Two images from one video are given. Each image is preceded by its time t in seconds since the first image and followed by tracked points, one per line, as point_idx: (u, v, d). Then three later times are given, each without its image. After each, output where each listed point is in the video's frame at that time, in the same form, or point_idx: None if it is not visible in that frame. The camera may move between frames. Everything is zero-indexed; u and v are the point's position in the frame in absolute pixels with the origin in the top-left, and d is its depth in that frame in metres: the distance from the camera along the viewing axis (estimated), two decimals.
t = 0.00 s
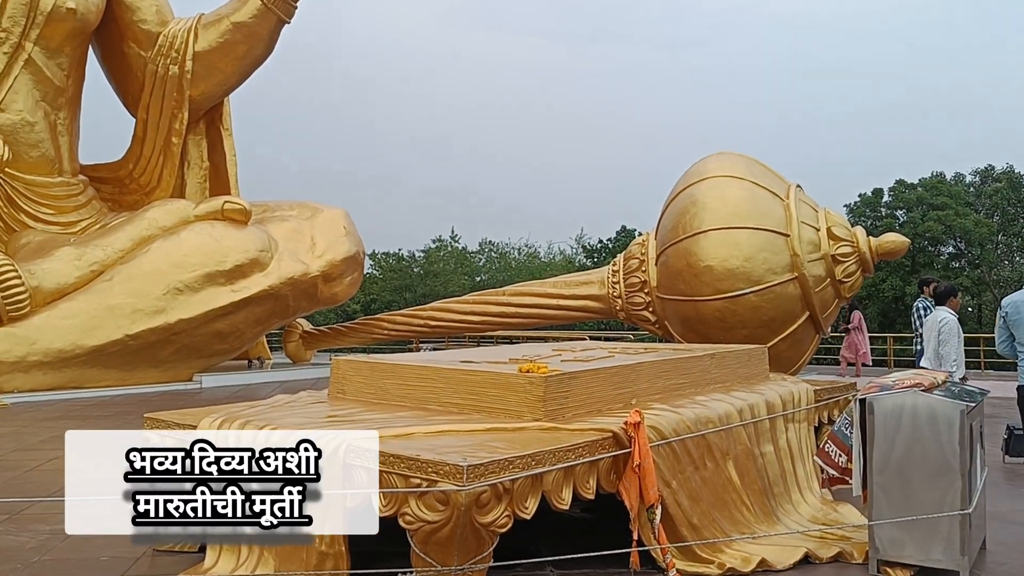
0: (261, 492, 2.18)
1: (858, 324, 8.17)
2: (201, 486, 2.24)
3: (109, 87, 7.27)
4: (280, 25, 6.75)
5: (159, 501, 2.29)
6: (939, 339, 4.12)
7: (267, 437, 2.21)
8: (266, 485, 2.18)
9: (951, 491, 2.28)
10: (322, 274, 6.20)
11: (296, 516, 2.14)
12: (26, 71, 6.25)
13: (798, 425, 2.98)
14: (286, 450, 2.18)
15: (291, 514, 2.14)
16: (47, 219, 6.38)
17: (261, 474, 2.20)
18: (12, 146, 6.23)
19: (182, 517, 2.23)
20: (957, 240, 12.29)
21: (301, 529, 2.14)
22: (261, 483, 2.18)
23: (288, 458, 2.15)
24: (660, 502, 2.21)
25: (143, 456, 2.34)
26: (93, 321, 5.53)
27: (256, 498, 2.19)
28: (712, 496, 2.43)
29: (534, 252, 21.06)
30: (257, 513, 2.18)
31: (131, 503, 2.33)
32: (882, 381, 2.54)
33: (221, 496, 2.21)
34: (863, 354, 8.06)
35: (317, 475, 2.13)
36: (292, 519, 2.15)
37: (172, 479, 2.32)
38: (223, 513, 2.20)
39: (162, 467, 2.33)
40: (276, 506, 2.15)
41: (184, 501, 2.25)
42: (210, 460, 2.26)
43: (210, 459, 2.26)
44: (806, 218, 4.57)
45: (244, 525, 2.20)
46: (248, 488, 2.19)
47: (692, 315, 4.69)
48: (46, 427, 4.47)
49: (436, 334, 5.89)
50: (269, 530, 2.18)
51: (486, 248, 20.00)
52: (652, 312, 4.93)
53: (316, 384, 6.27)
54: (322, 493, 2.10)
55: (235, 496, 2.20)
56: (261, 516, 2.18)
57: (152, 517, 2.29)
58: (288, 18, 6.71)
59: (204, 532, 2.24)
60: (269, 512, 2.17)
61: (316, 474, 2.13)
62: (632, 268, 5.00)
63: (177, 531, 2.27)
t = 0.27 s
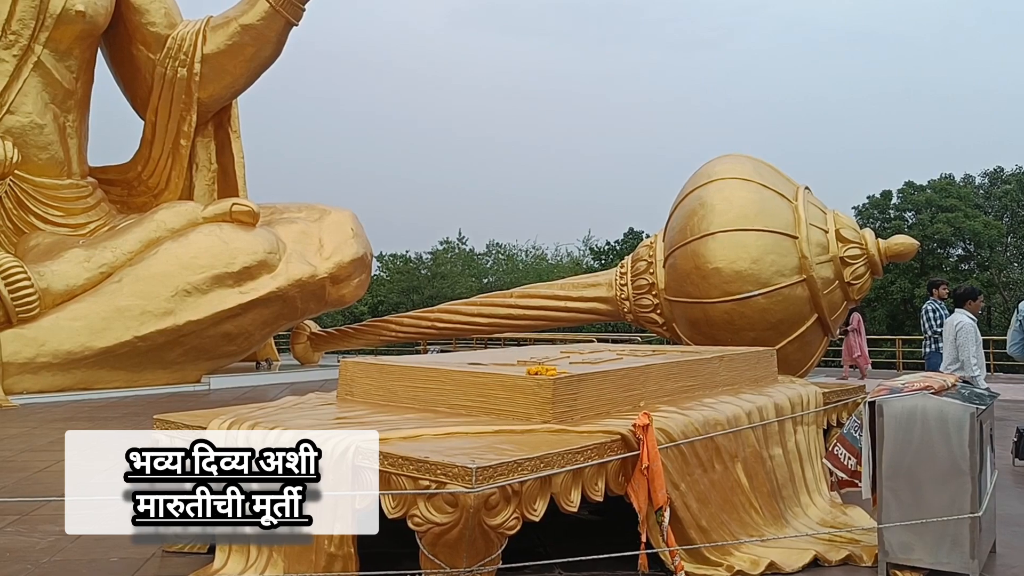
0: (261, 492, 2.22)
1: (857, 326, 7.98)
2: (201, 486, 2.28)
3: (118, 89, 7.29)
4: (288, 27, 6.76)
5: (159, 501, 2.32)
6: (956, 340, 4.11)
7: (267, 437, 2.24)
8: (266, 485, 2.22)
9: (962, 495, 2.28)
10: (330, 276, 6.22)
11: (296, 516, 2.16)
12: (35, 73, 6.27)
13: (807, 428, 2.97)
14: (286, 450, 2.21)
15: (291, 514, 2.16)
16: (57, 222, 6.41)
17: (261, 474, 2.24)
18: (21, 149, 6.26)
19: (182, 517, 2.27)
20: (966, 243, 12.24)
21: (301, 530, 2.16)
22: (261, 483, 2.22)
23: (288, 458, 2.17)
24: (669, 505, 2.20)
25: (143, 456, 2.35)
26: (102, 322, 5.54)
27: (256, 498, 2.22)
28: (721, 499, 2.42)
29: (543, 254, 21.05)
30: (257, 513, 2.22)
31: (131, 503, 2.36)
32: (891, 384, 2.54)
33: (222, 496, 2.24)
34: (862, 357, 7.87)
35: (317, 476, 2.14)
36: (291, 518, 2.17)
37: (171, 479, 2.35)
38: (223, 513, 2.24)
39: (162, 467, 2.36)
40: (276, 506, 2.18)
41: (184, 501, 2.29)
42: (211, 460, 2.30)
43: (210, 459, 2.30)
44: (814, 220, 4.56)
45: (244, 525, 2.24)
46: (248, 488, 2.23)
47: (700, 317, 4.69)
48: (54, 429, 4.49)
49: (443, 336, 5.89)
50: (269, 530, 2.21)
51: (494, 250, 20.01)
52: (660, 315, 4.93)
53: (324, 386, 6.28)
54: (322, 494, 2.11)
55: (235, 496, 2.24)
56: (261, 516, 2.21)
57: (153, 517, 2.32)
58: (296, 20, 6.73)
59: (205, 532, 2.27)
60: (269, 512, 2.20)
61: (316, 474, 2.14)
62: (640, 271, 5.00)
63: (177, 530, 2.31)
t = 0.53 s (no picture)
0: (261, 492, 2.24)
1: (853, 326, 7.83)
2: (201, 486, 2.29)
3: (131, 91, 7.34)
4: (299, 29, 6.79)
5: (159, 501, 2.33)
6: (979, 342, 4.08)
7: (266, 438, 2.29)
8: (266, 485, 2.24)
9: (973, 496, 2.27)
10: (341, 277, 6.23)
11: (295, 516, 2.18)
12: (48, 75, 6.32)
13: (818, 429, 2.97)
14: (285, 450, 2.24)
15: (291, 514, 2.19)
16: (69, 223, 6.45)
17: (261, 474, 2.27)
18: (34, 151, 6.30)
19: (183, 517, 2.29)
20: (978, 243, 12.17)
21: (300, 529, 2.18)
22: (261, 483, 2.24)
23: (287, 458, 2.21)
24: (679, 506, 2.21)
25: (143, 456, 2.36)
26: (114, 323, 5.58)
27: (256, 498, 2.24)
28: (731, 500, 2.42)
29: (553, 254, 21.05)
30: (257, 513, 2.24)
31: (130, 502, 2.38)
32: (903, 385, 2.53)
33: (222, 496, 2.26)
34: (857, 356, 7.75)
35: (317, 475, 2.18)
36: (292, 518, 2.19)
37: (172, 479, 2.35)
38: (223, 513, 2.25)
39: (162, 467, 2.37)
40: (276, 506, 2.20)
41: (184, 501, 2.30)
42: (211, 460, 2.32)
43: (210, 459, 2.32)
44: (825, 220, 4.55)
45: (244, 525, 2.25)
46: (248, 488, 2.25)
47: (710, 318, 4.68)
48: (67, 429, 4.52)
49: (453, 337, 5.90)
50: (269, 530, 2.23)
51: (504, 250, 20.02)
52: (670, 315, 4.93)
53: (336, 386, 6.30)
54: (322, 494, 2.14)
55: (235, 496, 2.26)
56: (261, 516, 2.23)
57: (152, 516, 2.33)
58: (307, 22, 6.75)
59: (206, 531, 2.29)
60: (269, 512, 2.22)
61: (316, 474, 2.18)
62: (651, 271, 5.00)
63: (177, 530, 2.33)
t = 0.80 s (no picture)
0: (261, 492, 2.24)
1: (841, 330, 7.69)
2: (201, 486, 2.29)
3: (134, 94, 7.36)
4: (302, 32, 6.80)
5: (159, 501, 2.33)
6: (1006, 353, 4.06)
7: (267, 438, 2.31)
8: (266, 485, 2.25)
9: (976, 499, 2.27)
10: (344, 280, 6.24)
11: (296, 516, 2.18)
12: (52, 78, 6.34)
13: (821, 432, 2.97)
14: (286, 450, 2.26)
15: (291, 514, 2.19)
16: (72, 226, 6.46)
17: (261, 474, 2.28)
18: (38, 153, 6.32)
19: (183, 517, 2.28)
20: (981, 246, 12.17)
21: (301, 529, 2.19)
22: (261, 483, 2.25)
23: (288, 458, 2.22)
24: (682, 509, 2.21)
25: (143, 455, 2.37)
26: (117, 326, 5.59)
27: (256, 498, 2.24)
28: (734, 503, 2.42)
29: (556, 257, 21.06)
30: (257, 513, 2.24)
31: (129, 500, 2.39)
32: (906, 388, 2.53)
33: (222, 496, 2.26)
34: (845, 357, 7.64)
35: (317, 475, 2.18)
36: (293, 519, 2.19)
37: (172, 479, 2.36)
38: (223, 513, 2.25)
39: (162, 467, 2.37)
40: (276, 506, 2.20)
41: (184, 501, 2.30)
42: (211, 460, 2.34)
43: (210, 459, 2.34)
44: (828, 223, 4.55)
45: (244, 525, 2.25)
46: (248, 488, 2.25)
47: (713, 320, 4.68)
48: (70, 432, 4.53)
49: (456, 340, 5.91)
50: (269, 530, 2.24)
51: (507, 253, 20.04)
52: (673, 318, 4.93)
53: (338, 389, 6.30)
54: (322, 494, 2.14)
55: (235, 496, 2.26)
56: (261, 516, 2.23)
57: (152, 517, 2.32)
58: (310, 25, 6.75)
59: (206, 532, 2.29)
60: (269, 512, 2.22)
61: (316, 474, 2.19)
62: (654, 274, 5.00)
63: (177, 530, 2.32)
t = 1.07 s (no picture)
0: (261, 492, 2.25)
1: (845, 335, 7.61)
2: (201, 486, 2.30)
3: (142, 96, 7.38)
4: (310, 33, 6.81)
5: (159, 501, 2.33)
6: None
7: (271, 439, 2.32)
8: (266, 484, 2.26)
9: (984, 501, 2.26)
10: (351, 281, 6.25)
11: (295, 516, 2.19)
12: (60, 80, 6.37)
13: (828, 435, 2.96)
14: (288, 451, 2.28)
15: (291, 514, 2.20)
16: (80, 227, 6.48)
17: (261, 474, 2.29)
18: (46, 155, 6.34)
19: (183, 517, 2.29)
20: (990, 248, 12.13)
21: (301, 529, 2.20)
22: (261, 483, 2.26)
23: (289, 459, 2.24)
24: (688, 511, 2.21)
25: (142, 456, 2.37)
26: (125, 327, 5.61)
27: (255, 498, 2.25)
28: (740, 505, 2.42)
29: (563, 259, 21.05)
30: (257, 513, 2.25)
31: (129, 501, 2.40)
32: (913, 391, 2.52)
33: (222, 496, 2.27)
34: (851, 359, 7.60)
35: (318, 476, 2.20)
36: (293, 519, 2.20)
37: (171, 479, 2.37)
38: (223, 513, 2.26)
39: (162, 467, 2.38)
40: (276, 506, 2.21)
41: (184, 501, 2.31)
42: (210, 460, 2.34)
43: (210, 459, 2.34)
44: (835, 224, 4.54)
45: (244, 525, 2.27)
46: (248, 488, 2.26)
47: (720, 322, 4.68)
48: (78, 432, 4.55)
49: (463, 341, 5.91)
50: (269, 530, 2.25)
51: (514, 255, 20.06)
52: (679, 320, 4.92)
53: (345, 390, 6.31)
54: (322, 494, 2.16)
55: (235, 496, 2.27)
56: (261, 516, 2.25)
57: (152, 517, 2.33)
58: (317, 27, 6.77)
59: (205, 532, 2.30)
60: (269, 512, 2.23)
61: (316, 474, 2.21)
62: (660, 276, 5.00)
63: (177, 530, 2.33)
